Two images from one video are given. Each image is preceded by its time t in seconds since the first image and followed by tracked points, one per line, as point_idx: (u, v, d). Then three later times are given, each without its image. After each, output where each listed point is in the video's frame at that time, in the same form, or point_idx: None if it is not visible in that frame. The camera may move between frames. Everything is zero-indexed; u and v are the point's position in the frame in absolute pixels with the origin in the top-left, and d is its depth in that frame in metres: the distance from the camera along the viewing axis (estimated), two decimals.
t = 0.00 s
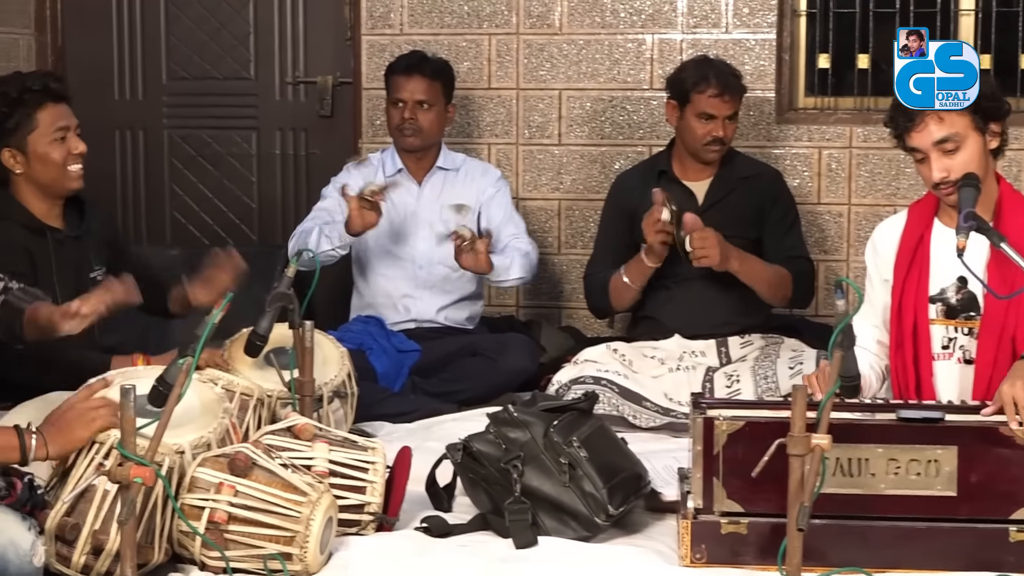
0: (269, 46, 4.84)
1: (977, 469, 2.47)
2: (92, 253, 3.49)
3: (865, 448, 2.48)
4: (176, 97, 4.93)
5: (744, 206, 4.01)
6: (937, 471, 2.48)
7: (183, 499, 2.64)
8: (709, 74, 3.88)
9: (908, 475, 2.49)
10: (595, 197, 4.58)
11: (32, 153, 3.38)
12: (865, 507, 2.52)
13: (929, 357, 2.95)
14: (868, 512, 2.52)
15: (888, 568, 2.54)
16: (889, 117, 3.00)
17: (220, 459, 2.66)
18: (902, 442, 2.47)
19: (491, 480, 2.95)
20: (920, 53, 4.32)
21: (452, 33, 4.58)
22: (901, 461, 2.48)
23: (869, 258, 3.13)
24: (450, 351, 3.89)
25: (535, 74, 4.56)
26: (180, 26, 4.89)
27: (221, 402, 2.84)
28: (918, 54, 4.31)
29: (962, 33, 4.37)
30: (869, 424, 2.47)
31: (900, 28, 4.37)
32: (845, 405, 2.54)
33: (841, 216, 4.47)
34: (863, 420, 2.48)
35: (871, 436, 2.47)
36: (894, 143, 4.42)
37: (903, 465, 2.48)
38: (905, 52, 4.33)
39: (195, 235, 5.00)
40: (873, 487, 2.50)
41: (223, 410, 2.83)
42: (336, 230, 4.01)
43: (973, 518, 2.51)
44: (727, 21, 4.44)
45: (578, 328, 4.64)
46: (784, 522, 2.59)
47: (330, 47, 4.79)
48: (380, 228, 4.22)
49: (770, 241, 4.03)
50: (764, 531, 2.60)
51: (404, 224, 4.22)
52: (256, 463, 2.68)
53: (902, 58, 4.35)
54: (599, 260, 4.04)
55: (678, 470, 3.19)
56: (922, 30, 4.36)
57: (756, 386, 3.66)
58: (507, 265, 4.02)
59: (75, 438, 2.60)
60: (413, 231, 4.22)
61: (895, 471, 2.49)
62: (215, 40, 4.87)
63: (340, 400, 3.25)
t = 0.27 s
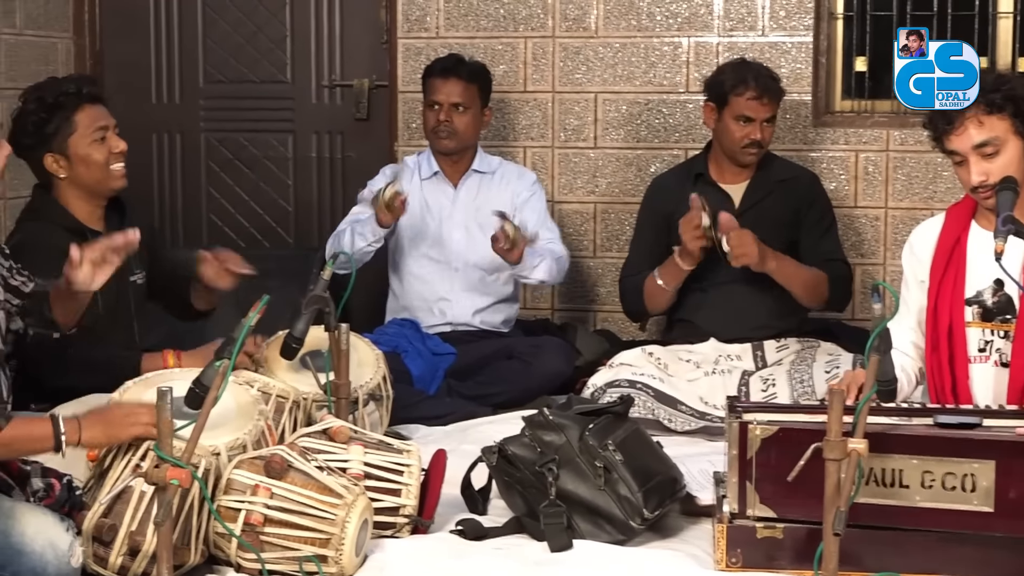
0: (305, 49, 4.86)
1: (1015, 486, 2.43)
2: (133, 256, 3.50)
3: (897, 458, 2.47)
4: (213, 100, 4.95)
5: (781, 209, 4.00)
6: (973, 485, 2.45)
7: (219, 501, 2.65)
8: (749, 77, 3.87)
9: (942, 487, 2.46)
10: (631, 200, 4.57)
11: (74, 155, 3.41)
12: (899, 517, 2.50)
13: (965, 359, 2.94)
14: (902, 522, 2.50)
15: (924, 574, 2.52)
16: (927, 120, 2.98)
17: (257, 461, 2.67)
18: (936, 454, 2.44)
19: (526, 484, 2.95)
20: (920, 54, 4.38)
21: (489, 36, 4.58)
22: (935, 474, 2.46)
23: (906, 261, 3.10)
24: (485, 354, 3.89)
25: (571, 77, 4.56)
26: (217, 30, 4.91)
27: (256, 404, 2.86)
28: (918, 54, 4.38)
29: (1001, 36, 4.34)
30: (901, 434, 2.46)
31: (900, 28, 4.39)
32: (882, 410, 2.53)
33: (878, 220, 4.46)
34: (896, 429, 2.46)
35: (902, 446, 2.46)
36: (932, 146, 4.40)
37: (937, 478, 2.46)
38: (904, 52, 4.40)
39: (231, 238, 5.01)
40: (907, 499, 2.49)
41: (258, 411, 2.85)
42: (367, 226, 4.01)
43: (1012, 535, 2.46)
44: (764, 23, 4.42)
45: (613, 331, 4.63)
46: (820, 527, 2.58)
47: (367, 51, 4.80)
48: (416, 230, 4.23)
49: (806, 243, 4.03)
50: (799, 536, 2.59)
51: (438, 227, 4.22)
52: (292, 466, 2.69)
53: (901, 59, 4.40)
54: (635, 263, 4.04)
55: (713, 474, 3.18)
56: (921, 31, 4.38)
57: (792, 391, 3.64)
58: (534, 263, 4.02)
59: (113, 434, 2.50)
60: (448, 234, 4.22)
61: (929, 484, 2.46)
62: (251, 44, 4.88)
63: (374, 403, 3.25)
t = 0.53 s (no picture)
0: (340, 52, 4.87)
1: None
2: (171, 257, 3.53)
3: (936, 457, 2.47)
4: (248, 103, 4.97)
5: (816, 212, 3.99)
6: (1011, 480, 2.46)
7: (254, 502, 2.66)
8: (784, 80, 3.86)
9: (981, 483, 2.47)
10: (665, 202, 4.57)
11: (112, 159, 3.43)
12: (936, 518, 2.50)
13: (1001, 365, 2.92)
14: (940, 522, 2.50)
15: None
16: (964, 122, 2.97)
17: (292, 462, 2.69)
18: (975, 450, 2.45)
19: (560, 486, 2.95)
20: (920, 54, 4.36)
21: (523, 39, 4.58)
22: (973, 470, 2.46)
23: (940, 264, 3.08)
24: (520, 356, 3.89)
25: (605, 79, 4.56)
26: (252, 33, 4.93)
27: (291, 405, 2.87)
28: (918, 53, 4.36)
29: None
30: (942, 433, 2.45)
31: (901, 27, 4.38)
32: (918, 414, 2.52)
33: (913, 223, 4.44)
34: (937, 429, 2.46)
35: (943, 445, 2.45)
36: (968, 149, 4.38)
37: (976, 473, 2.46)
38: (905, 52, 4.38)
39: (266, 240, 5.03)
40: (945, 497, 2.49)
41: (292, 412, 2.86)
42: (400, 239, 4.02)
43: None
44: (799, 26, 4.41)
45: (647, 334, 4.63)
46: (855, 530, 2.57)
47: (401, 53, 4.81)
48: (448, 234, 4.23)
49: (841, 247, 4.02)
50: (834, 539, 2.58)
51: (472, 232, 4.23)
52: (327, 467, 2.70)
53: (901, 58, 4.39)
54: (670, 266, 4.03)
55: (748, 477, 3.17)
56: (922, 30, 4.36)
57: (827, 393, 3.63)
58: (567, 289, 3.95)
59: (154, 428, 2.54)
60: (482, 239, 4.22)
61: (968, 479, 2.47)
62: (286, 46, 4.90)
63: (409, 405, 3.25)
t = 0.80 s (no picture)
0: (376, 53, 4.88)
1: None
2: (208, 257, 3.56)
3: (973, 463, 2.44)
4: (284, 105, 4.98)
5: (853, 215, 3.98)
6: None
7: (290, 502, 2.67)
8: (821, 81, 3.84)
9: (1019, 490, 2.44)
10: (701, 204, 4.56)
11: (151, 161, 3.45)
12: (973, 522, 2.48)
13: None
14: (976, 527, 2.48)
15: None
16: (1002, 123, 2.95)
17: (327, 463, 2.70)
18: (1013, 459, 2.42)
19: (594, 488, 2.95)
20: (920, 54, 4.38)
21: (559, 40, 4.58)
22: (1011, 478, 2.44)
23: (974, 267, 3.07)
24: (555, 358, 3.89)
25: (641, 81, 4.55)
26: (289, 35, 4.94)
27: (327, 406, 2.88)
28: (918, 54, 4.38)
29: None
30: (979, 439, 2.43)
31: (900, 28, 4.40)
32: (954, 416, 2.50)
33: (950, 225, 4.42)
34: (973, 434, 2.44)
35: (980, 451, 2.43)
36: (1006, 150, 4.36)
37: (1013, 481, 2.44)
38: (905, 52, 4.40)
39: (301, 241, 5.05)
40: (983, 503, 2.47)
41: (329, 414, 2.87)
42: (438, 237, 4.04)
43: None
44: (836, 27, 4.39)
45: (682, 335, 4.62)
46: (891, 533, 2.56)
47: (437, 55, 4.82)
48: (486, 237, 4.25)
49: (878, 251, 4.01)
50: (870, 543, 2.57)
51: (509, 234, 4.23)
52: (362, 468, 2.71)
53: (900, 59, 4.40)
54: (705, 267, 4.02)
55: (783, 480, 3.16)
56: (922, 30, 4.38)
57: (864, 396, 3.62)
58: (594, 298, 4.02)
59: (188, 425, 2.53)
60: (518, 241, 4.23)
61: (1005, 487, 2.45)
62: (323, 48, 4.92)
63: (444, 407, 3.26)
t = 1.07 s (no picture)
0: (410, 53, 4.88)
1: None
2: (246, 258, 3.56)
3: (1009, 465, 2.43)
4: (319, 105, 5.00)
5: (888, 215, 3.96)
6: None
7: (323, 501, 2.67)
8: (857, 81, 3.83)
9: None
10: (735, 204, 4.55)
11: (185, 166, 3.46)
12: (1010, 524, 2.47)
13: None
14: (1012, 528, 2.47)
15: None
16: None
17: (360, 462, 2.71)
18: None
19: (628, 489, 2.94)
20: (920, 53, 4.36)
21: (593, 41, 4.57)
22: None
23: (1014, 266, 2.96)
24: (589, 358, 3.89)
25: (675, 81, 4.55)
26: (323, 35, 4.95)
27: (363, 410, 2.88)
28: (918, 53, 4.36)
29: None
30: (1015, 441, 2.42)
31: (901, 27, 4.36)
32: (990, 418, 2.49)
33: (986, 225, 4.40)
34: (1010, 436, 2.42)
35: (1017, 452, 2.42)
36: None
37: None
38: (905, 52, 4.37)
39: (335, 241, 5.06)
40: (1020, 505, 2.46)
41: (365, 419, 2.87)
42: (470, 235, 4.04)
43: None
44: (871, 27, 4.38)
45: (716, 336, 4.61)
46: (926, 536, 2.54)
47: (471, 55, 4.82)
48: (519, 235, 4.25)
49: (913, 251, 3.99)
50: (906, 544, 2.56)
51: (543, 232, 4.23)
52: (396, 468, 2.71)
53: (901, 59, 4.38)
54: (739, 268, 4.01)
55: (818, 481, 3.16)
56: (922, 30, 4.35)
57: (898, 397, 3.60)
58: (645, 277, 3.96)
59: (220, 437, 2.53)
60: (552, 239, 4.23)
61: None
62: (357, 48, 4.92)
63: (479, 406, 3.26)
